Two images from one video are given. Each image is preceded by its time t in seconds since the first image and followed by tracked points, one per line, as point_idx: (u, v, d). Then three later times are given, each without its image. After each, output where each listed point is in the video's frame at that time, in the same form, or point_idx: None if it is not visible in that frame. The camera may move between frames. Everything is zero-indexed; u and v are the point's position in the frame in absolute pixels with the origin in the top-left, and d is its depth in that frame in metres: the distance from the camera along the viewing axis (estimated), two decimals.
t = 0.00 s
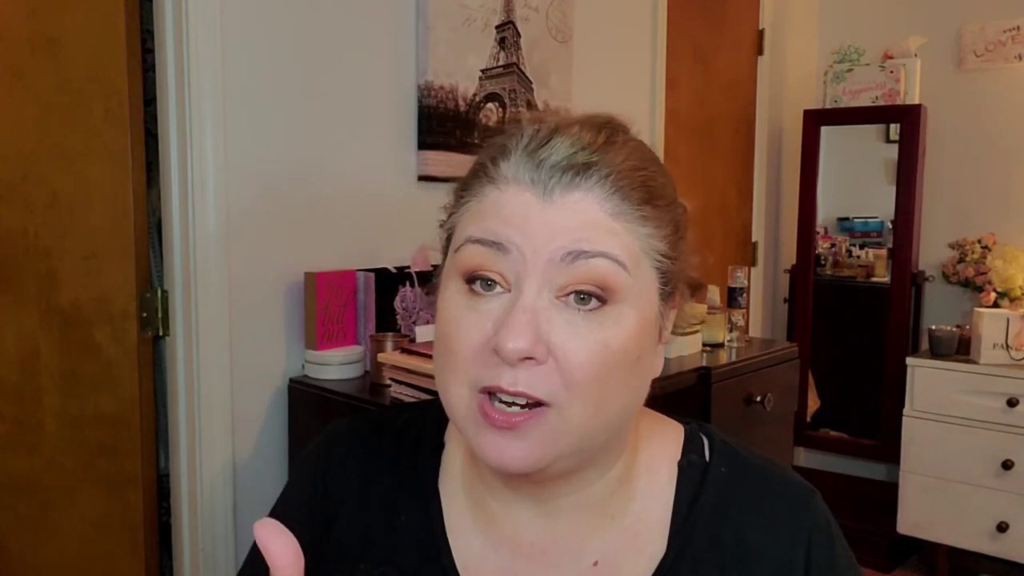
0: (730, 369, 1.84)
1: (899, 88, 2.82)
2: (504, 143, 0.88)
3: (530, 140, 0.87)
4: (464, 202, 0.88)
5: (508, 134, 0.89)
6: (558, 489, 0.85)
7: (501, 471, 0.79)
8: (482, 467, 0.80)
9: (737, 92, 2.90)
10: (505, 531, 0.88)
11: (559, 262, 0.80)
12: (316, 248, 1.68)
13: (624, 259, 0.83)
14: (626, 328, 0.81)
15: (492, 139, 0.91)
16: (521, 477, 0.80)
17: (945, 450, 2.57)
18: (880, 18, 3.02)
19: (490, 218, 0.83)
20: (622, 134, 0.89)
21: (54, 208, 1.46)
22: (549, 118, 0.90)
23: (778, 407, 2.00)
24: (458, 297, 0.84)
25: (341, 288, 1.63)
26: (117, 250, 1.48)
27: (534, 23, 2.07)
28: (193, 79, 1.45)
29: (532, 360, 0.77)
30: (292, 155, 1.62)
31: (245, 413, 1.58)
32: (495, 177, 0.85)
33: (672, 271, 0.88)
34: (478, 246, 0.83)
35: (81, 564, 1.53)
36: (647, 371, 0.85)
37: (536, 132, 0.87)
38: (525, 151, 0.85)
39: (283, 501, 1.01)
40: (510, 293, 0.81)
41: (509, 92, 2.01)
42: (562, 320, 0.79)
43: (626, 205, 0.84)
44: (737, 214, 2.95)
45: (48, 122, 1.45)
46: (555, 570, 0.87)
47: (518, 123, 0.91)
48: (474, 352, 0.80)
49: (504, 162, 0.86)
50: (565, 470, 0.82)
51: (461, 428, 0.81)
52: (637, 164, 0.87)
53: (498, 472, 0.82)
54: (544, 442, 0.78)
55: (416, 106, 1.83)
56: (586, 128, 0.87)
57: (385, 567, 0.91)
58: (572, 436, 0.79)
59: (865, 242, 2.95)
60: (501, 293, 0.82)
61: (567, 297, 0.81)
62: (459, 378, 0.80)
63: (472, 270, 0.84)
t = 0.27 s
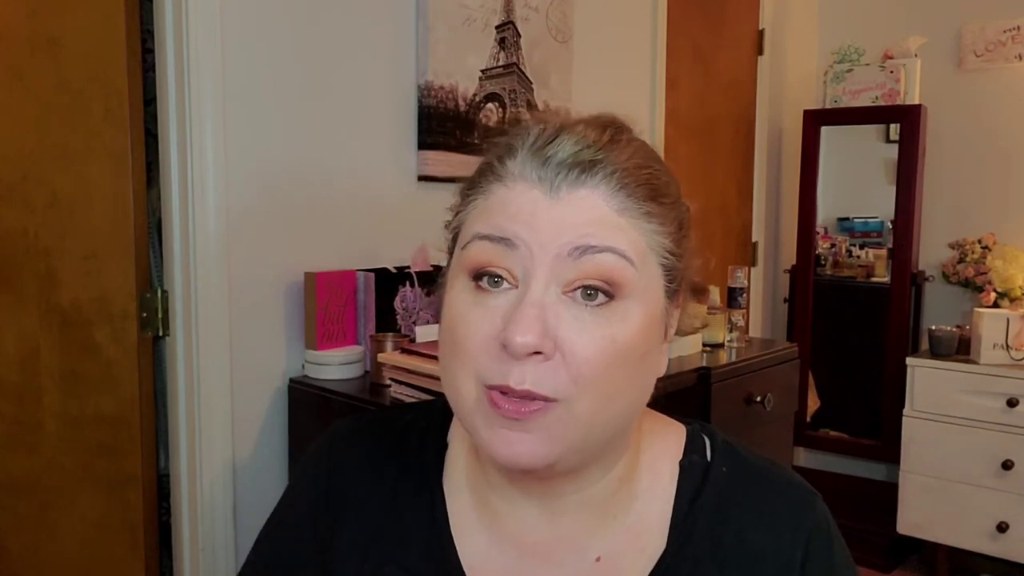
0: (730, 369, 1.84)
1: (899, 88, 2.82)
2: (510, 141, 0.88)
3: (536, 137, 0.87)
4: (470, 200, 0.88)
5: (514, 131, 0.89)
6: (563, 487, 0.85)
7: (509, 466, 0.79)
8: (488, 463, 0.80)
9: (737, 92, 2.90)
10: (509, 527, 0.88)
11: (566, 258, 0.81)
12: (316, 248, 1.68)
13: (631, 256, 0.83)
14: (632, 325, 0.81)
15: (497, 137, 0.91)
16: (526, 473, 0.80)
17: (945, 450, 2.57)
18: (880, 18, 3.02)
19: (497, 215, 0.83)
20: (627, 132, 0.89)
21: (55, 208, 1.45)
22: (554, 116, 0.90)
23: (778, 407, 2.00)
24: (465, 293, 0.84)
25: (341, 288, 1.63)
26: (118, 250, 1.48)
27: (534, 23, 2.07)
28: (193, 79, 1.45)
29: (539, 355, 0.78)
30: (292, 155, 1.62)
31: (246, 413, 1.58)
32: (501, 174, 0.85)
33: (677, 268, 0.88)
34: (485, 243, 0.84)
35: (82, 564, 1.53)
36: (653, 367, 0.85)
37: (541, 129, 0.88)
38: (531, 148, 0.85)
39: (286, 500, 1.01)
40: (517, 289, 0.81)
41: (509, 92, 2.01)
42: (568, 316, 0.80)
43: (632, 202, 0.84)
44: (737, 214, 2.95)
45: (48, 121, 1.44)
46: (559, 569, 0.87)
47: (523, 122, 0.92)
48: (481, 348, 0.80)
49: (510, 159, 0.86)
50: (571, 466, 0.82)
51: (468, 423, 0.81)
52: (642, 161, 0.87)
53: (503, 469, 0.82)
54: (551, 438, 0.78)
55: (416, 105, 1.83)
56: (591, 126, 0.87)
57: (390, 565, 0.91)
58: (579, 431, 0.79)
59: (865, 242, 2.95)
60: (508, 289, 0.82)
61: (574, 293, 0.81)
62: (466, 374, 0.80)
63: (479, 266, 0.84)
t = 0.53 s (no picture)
0: (730, 369, 1.84)
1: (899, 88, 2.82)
2: (519, 141, 0.88)
3: (545, 138, 0.87)
4: (476, 199, 0.88)
5: (523, 132, 0.89)
6: (562, 489, 0.85)
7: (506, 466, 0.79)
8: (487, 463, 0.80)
9: (737, 92, 2.90)
10: (509, 527, 0.88)
11: (570, 261, 0.80)
12: (316, 249, 1.68)
13: (636, 260, 0.82)
14: (635, 329, 0.81)
15: (507, 137, 0.91)
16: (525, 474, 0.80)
17: (945, 450, 2.57)
18: (880, 18, 3.02)
19: (504, 215, 0.83)
20: (637, 136, 0.89)
21: (55, 208, 1.45)
22: (564, 118, 0.90)
23: (778, 407, 2.00)
24: (468, 292, 0.84)
25: (341, 288, 1.63)
26: (118, 250, 1.48)
27: (534, 24, 2.07)
28: (193, 79, 1.45)
29: (541, 357, 0.77)
30: (292, 156, 1.62)
31: (245, 414, 1.58)
32: (509, 174, 0.85)
33: (682, 274, 0.88)
34: (490, 242, 0.84)
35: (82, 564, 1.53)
36: (654, 372, 0.85)
37: (551, 131, 0.88)
38: (539, 149, 0.85)
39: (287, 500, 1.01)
40: (521, 290, 0.81)
41: (509, 92, 2.01)
42: (571, 319, 0.79)
43: (639, 207, 0.84)
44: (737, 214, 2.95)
45: (48, 121, 1.44)
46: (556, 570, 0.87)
47: (533, 122, 0.92)
48: (483, 348, 0.80)
49: (518, 159, 0.86)
50: (570, 468, 0.82)
51: (467, 422, 0.81)
52: (651, 166, 0.87)
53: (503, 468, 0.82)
54: (550, 440, 0.78)
55: (416, 106, 1.83)
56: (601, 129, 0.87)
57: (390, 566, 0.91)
58: (578, 434, 0.79)
59: (865, 242, 2.95)
60: (512, 290, 0.82)
61: (577, 296, 0.81)
62: (467, 373, 0.80)
63: (483, 266, 0.84)
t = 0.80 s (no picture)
0: (730, 369, 1.84)
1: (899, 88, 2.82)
2: (529, 144, 0.88)
3: (556, 143, 0.86)
4: (485, 201, 0.88)
5: (534, 134, 0.89)
6: (563, 491, 0.85)
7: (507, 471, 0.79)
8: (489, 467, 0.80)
9: (737, 92, 2.90)
10: (510, 527, 0.88)
11: (577, 269, 0.80)
12: (316, 249, 1.68)
13: (643, 269, 0.82)
14: (640, 338, 0.81)
15: (517, 138, 0.91)
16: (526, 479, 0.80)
17: (945, 450, 2.57)
18: (880, 19, 3.02)
19: (512, 219, 0.83)
20: (649, 142, 0.88)
21: (54, 208, 1.45)
22: (576, 120, 0.90)
23: (778, 407, 2.00)
24: (474, 296, 0.84)
25: (341, 288, 1.63)
26: (118, 250, 1.48)
27: (534, 24, 2.07)
28: (192, 80, 1.45)
29: (545, 365, 0.78)
30: (292, 156, 1.62)
31: (245, 414, 1.58)
32: (518, 178, 0.85)
33: (689, 281, 0.88)
34: (497, 247, 0.83)
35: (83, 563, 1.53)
36: (658, 378, 0.85)
37: (562, 135, 0.87)
38: (550, 154, 0.85)
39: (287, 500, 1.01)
40: (527, 295, 0.81)
41: (509, 92, 2.01)
42: (577, 327, 0.80)
43: (647, 215, 0.84)
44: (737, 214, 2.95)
45: (47, 121, 1.44)
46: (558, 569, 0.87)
47: (544, 124, 0.91)
48: (487, 353, 0.80)
49: (528, 163, 0.86)
50: (572, 473, 0.82)
51: (469, 426, 0.81)
52: (662, 173, 0.86)
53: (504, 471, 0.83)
54: (551, 447, 0.78)
55: (416, 106, 1.83)
56: (612, 134, 0.87)
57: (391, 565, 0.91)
58: (580, 441, 0.79)
59: (865, 242, 2.95)
60: (518, 295, 0.82)
61: (583, 304, 0.81)
62: (471, 377, 0.80)
63: (490, 270, 0.84)
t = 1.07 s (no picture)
0: (730, 369, 1.84)
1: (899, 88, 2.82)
2: (533, 148, 0.87)
3: (560, 147, 0.86)
4: (488, 205, 0.88)
5: (538, 137, 0.89)
6: (565, 493, 0.85)
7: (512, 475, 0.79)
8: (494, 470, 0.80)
9: (737, 92, 2.90)
10: (512, 527, 0.88)
11: (582, 275, 0.80)
12: (316, 249, 1.68)
13: (648, 274, 0.82)
14: (644, 343, 0.81)
15: (520, 140, 0.90)
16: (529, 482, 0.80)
17: (944, 450, 2.57)
18: (880, 18, 3.02)
19: (516, 224, 0.83)
20: (652, 145, 0.88)
21: (55, 208, 1.45)
22: (579, 123, 0.89)
23: (778, 407, 2.00)
24: (478, 301, 0.84)
25: (342, 288, 1.63)
26: (118, 250, 1.48)
27: (534, 24, 2.07)
28: (192, 80, 1.45)
29: (550, 371, 0.78)
30: (292, 157, 1.62)
31: (246, 412, 1.58)
32: (522, 183, 0.85)
33: (692, 284, 0.88)
34: (502, 252, 0.83)
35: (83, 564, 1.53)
36: (662, 382, 0.85)
37: (566, 138, 0.87)
38: (554, 158, 0.85)
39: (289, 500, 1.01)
40: (531, 301, 0.81)
41: (509, 92, 2.01)
42: (582, 333, 0.80)
43: (652, 220, 0.84)
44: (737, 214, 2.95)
45: (47, 122, 1.43)
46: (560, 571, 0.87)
47: (547, 125, 0.91)
48: (491, 359, 0.80)
49: (532, 168, 0.85)
50: (575, 477, 0.82)
51: (474, 430, 0.81)
52: (665, 177, 0.86)
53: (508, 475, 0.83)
54: (556, 452, 0.78)
55: (416, 106, 1.83)
56: (616, 138, 0.87)
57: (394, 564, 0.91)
58: (584, 446, 0.79)
59: (865, 242, 2.95)
60: (522, 300, 0.82)
61: (587, 309, 0.81)
62: (474, 382, 0.80)
63: (494, 275, 0.83)
